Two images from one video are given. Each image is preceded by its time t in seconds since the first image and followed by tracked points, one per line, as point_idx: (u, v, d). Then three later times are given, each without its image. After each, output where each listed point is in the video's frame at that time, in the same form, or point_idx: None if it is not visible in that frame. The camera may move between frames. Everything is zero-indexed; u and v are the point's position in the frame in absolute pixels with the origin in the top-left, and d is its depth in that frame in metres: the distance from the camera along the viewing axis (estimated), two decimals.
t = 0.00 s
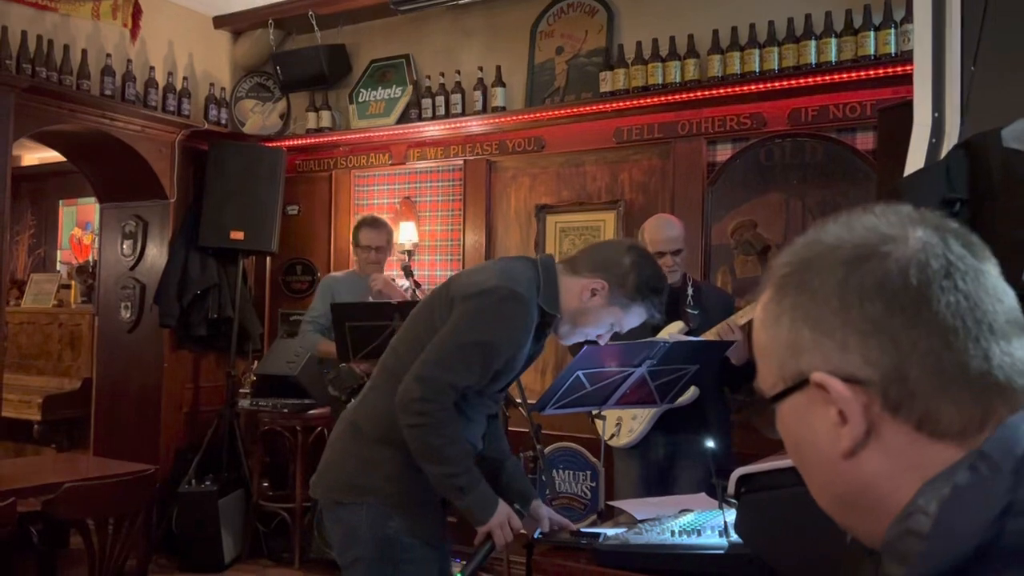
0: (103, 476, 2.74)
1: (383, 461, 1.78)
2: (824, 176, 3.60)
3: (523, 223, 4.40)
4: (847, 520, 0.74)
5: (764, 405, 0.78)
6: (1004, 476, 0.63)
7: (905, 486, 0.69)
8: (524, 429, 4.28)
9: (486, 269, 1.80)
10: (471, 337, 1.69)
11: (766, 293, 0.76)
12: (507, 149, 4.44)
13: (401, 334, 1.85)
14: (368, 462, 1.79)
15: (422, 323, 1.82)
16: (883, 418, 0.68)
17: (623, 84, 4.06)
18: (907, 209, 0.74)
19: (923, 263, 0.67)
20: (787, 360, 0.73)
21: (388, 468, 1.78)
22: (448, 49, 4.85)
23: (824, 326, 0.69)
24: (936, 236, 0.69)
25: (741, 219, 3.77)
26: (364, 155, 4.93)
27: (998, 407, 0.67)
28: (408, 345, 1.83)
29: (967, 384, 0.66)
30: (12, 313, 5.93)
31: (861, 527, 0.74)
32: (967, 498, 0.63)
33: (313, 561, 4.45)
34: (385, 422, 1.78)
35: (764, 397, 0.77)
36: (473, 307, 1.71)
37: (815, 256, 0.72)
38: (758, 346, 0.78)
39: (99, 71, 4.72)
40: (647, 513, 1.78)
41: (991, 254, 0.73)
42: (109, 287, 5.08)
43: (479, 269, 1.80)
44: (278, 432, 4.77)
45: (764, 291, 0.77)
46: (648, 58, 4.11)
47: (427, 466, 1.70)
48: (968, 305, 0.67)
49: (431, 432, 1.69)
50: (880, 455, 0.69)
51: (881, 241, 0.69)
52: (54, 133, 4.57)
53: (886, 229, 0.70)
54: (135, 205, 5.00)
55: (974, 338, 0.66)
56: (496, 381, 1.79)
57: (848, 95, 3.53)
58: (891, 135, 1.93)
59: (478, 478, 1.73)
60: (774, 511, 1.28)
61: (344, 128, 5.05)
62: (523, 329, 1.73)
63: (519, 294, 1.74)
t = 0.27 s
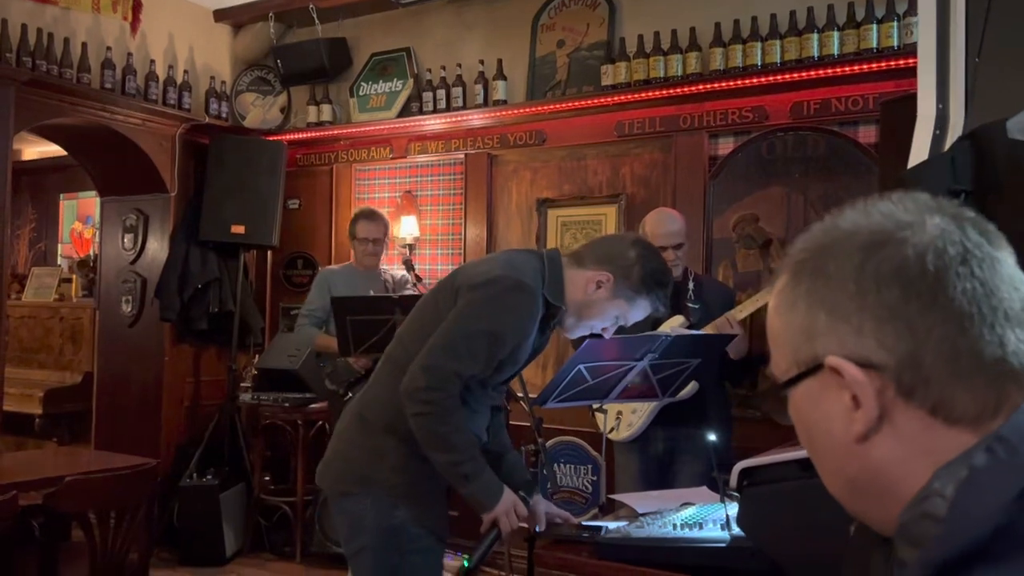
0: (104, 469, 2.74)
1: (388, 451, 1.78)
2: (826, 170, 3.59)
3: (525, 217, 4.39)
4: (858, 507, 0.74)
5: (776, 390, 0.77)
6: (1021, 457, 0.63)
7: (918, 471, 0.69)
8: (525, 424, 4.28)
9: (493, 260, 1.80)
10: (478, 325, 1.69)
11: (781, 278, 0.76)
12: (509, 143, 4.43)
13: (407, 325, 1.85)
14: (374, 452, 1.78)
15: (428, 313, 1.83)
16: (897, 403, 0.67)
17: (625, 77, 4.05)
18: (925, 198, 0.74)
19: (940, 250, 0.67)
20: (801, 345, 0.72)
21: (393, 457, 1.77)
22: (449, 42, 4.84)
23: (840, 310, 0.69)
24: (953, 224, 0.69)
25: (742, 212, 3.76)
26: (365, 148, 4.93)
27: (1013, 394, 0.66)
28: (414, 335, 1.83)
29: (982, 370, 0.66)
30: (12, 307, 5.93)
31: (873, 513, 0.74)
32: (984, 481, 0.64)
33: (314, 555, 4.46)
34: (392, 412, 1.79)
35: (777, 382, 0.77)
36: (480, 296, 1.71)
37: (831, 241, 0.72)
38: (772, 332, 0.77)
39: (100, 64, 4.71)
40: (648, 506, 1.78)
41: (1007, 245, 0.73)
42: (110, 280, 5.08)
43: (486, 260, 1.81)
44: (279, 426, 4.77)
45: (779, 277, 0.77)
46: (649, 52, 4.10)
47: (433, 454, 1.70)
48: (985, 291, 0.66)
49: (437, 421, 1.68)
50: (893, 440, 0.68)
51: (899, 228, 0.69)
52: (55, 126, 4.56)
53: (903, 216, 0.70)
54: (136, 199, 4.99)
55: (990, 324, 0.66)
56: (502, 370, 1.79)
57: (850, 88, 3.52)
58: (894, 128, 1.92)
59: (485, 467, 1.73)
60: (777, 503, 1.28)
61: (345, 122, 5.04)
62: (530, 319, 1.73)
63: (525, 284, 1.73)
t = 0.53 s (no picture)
0: (108, 465, 2.75)
1: (392, 448, 1.78)
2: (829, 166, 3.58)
3: (527, 214, 4.39)
4: (864, 498, 0.74)
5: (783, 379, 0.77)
6: None
7: (927, 465, 0.69)
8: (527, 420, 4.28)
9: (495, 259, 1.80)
10: (484, 325, 1.69)
11: (792, 268, 0.75)
12: (510, 139, 4.42)
13: (409, 324, 1.85)
14: (378, 450, 1.78)
15: (431, 312, 1.82)
16: (907, 395, 0.67)
17: (627, 73, 4.04)
18: (938, 190, 0.74)
19: (954, 242, 0.67)
20: (811, 335, 0.72)
21: (398, 455, 1.78)
22: (451, 38, 4.84)
23: (851, 301, 0.69)
24: (968, 216, 0.69)
25: (745, 208, 3.75)
26: (366, 145, 4.92)
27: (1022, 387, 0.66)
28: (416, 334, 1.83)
29: (994, 363, 0.66)
30: (15, 304, 5.94)
31: (878, 506, 0.73)
32: (1002, 483, 0.64)
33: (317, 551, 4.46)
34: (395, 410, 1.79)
35: (784, 372, 0.77)
36: (485, 296, 1.71)
37: (843, 231, 0.71)
38: (780, 321, 0.77)
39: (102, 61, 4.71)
40: (651, 502, 1.78)
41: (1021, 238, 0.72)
42: (112, 277, 5.08)
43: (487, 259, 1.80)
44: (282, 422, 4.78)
45: (789, 266, 0.77)
46: (652, 48, 4.10)
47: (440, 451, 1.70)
48: (999, 285, 0.66)
49: (445, 420, 1.68)
50: (903, 432, 0.68)
51: (912, 220, 0.69)
52: (57, 123, 4.57)
53: (917, 208, 0.70)
54: (138, 196, 4.99)
55: (1004, 317, 0.66)
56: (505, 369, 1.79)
57: (853, 83, 3.51)
58: (897, 123, 1.92)
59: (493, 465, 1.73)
60: (780, 498, 1.28)
61: (347, 119, 5.04)
62: (534, 318, 1.73)
63: (529, 284, 1.74)
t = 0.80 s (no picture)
0: (111, 463, 2.76)
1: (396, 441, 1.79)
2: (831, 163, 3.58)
3: (528, 211, 4.39)
4: (863, 497, 0.74)
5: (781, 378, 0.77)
6: None
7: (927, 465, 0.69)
8: (529, 417, 4.29)
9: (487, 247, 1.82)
10: (479, 308, 1.70)
11: (791, 267, 0.75)
12: (512, 137, 4.43)
13: (407, 319, 1.86)
14: (382, 444, 1.79)
15: (426, 305, 1.84)
16: (907, 394, 0.67)
17: (628, 70, 4.04)
18: (938, 188, 0.74)
19: (955, 240, 0.67)
20: (811, 334, 0.72)
21: (402, 447, 1.78)
22: (453, 36, 4.84)
23: (852, 300, 0.69)
24: (968, 213, 0.69)
25: (746, 206, 3.75)
26: (368, 142, 4.93)
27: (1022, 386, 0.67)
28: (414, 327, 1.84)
29: (995, 363, 0.66)
30: (18, 302, 5.95)
31: (876, 506, 0.74)
32: (1007, 484, 0.63)
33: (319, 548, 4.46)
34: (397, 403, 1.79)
35: (782, 371, 0.77)
36: (479, 280, 1.72)
37: (844, 229, 0.72)
38: (778, 318, 0.77)
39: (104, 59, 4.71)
40: (652, 499, 1.79)
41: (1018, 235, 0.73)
42: (115, 275, 5.09)
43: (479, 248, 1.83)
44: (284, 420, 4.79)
45: (788, 265, 0.77)
46: (654, 44, 4.10)
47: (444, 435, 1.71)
48: (999, 284, 0.67)
49: (446, 402, 1.69)
50: (902, 432, 0.68)
51: (913, 219, 0.69)
52: (59, 121, 4.57)
53: (918, 206, 0.70)
54: (140, 194, 5.00)
55: (1004, 316, 0.66)
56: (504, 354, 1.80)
57: (854, 80, 3.51)
58: (898, 120, 1.92)
59: (496, 444, 1.73)
60: (780, 496, 1.29)
61: (349, 116, 5.04)
62: (529, 300, 1.74)
63: (521, 267, 1.75)
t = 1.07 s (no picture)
0: (116, 460, 2.76)
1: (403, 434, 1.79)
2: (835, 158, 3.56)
3: (531, 207, 4.38)
4: (881, 496, 0.72)
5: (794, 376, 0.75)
6: None
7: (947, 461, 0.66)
8: (532, 413, 4.29)
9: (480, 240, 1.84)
10: (476, 294, 1.71)
11: (802, 263, 0.73)
12: (515, 133, 4.42)
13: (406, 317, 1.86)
14: (389, 438, 1.79)
15: (425, 302, 1.84)
16: (925, 390, 0.65)
17: (631, 65, 4.03)
18: (954, 182, 0.72)
19: (972, 232, 0.65)
20: (824, 329, 0.70)
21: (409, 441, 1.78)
22: (455, 31, 4.83)
23: (866, 294, 0.67)
24: (986, 206, 0.67)
25: (750, 201, 3.74)
26: (370, 139, 4.92)
27: None
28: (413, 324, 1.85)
29: (1015, 358, 0.63)
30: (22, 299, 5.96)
31: (894, 505, 0.72)
32: None
33: (324, 544, 4.47)
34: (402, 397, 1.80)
35: (795, 369, 0.75)
36: (474, 269, 1.73)
37: (857, 222, 0.70)
38: (788, 315, 0.75)
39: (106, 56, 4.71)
40: (656, 495, 1.79)
41: None
42: (119, 272, 5.10)
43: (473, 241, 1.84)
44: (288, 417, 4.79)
45: (799, 261, 0.75)
46: (656, 39, 4.09)
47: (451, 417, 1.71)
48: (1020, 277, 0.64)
49: (448, 387, 1.68)
50: (920, 430, 0.66)
51: (928, 211, 0.67)
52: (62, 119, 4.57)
53: (934, 199, 0.68)
54: (143, 191, 5.01)
55: None
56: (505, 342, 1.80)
57: (858, 75, 3.50)
58: (903, 114, 1.91)
59: (501, 422, 1.74)
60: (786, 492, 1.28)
61: (352, 112, 5.04)
62: (525, 286, 1.75)
63: (516, 255, 1.76)
